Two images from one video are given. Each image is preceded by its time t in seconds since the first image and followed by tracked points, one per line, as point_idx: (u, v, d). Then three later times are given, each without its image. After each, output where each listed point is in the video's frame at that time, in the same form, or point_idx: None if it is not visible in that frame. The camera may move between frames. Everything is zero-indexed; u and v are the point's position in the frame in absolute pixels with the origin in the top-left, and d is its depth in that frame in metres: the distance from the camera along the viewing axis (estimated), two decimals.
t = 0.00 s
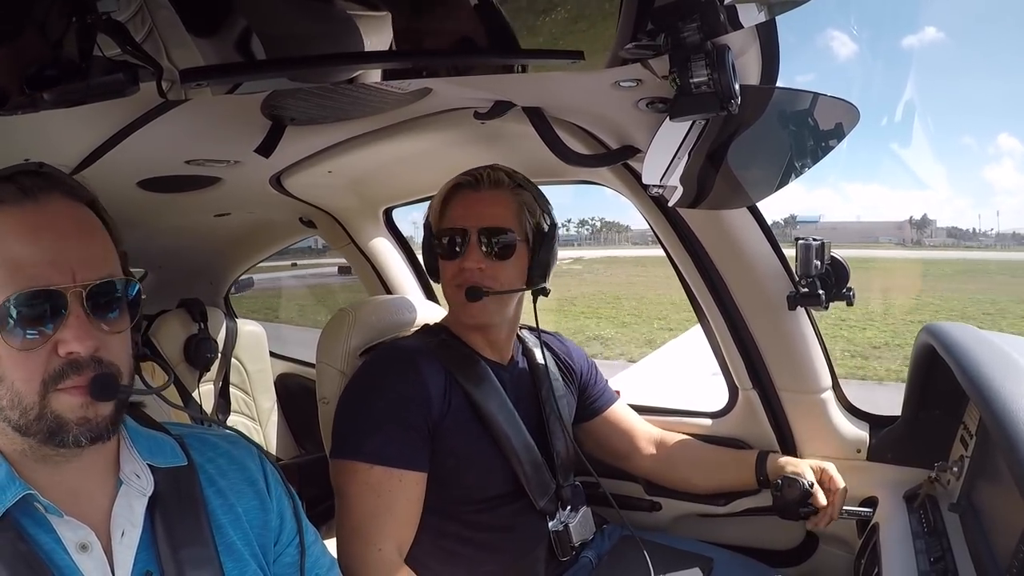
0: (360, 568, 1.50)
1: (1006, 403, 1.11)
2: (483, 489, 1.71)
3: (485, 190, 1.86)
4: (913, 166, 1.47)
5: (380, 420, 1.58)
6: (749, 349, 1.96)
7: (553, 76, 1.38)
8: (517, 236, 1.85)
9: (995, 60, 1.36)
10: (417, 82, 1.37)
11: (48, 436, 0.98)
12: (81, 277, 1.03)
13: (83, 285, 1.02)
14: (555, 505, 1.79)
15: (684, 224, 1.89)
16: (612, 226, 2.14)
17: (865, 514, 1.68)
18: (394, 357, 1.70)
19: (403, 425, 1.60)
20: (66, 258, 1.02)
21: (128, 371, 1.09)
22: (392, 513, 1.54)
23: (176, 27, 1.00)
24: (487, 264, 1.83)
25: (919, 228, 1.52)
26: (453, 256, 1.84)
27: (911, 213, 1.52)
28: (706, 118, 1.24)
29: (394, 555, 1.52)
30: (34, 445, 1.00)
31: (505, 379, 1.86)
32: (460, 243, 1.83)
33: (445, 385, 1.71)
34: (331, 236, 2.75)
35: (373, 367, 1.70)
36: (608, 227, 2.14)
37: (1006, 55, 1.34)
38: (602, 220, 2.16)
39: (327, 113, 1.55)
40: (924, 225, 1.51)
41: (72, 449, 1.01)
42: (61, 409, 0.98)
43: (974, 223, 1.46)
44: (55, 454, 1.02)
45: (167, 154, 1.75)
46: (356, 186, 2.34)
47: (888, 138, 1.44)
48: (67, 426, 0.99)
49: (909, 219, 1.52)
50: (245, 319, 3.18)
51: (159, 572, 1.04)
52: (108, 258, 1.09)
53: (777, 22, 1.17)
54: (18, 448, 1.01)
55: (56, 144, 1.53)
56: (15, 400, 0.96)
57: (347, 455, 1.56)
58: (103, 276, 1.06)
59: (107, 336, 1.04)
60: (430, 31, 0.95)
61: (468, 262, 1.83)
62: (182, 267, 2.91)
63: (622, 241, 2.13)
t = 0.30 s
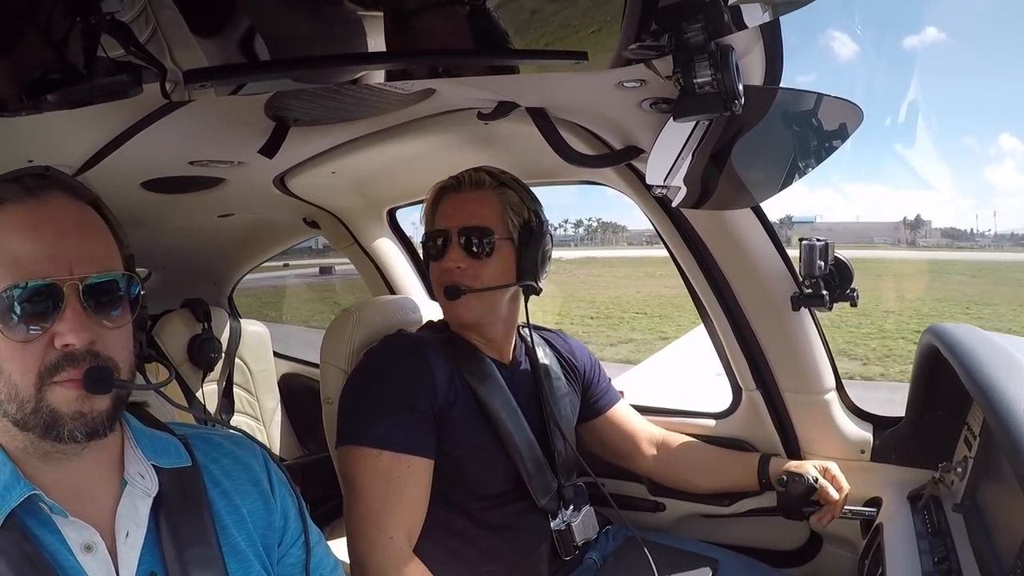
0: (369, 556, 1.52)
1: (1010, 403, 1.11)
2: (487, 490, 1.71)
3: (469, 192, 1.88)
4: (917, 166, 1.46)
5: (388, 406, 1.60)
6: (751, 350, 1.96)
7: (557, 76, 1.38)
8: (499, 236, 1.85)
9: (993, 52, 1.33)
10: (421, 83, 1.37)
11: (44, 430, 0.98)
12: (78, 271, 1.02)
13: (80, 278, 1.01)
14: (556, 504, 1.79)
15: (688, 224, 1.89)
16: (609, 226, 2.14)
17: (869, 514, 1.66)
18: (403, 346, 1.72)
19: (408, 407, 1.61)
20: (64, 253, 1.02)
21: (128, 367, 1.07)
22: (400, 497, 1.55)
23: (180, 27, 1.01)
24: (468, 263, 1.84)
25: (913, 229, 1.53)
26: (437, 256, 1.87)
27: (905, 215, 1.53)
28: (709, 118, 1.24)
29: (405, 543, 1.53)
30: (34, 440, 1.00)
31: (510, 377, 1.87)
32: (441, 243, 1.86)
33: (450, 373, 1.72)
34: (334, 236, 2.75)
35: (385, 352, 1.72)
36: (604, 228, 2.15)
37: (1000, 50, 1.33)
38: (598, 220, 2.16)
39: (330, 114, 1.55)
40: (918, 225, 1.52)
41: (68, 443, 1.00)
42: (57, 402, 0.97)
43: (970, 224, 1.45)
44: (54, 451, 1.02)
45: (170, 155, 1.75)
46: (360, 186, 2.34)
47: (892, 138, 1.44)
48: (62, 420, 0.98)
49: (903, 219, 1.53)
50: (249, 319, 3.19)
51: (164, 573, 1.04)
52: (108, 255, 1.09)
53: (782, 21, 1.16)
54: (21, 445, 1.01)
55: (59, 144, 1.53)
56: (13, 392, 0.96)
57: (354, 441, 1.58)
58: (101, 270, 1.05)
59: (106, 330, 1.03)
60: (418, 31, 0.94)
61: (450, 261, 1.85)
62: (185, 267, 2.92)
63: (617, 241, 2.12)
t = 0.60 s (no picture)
0: (372, 557, 1.52)
1: (1013, 404, 1.11)
2: (491, 490, 1.71)
3: (474, 192, 1.88)
4: (920, 169, 1.47)
5: (393, 406, 1.60)
6: (754, 351, 1.96)
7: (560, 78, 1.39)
8: (505, 236, 1.85)
9: (994, 52, 1.32)
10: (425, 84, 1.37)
11: (53, 427, 0.98)
12: (91, 271, 1.02)
13: (92, 277, 1.01)
14: (559, 505, 1.80)
15: (691, 226, 1.89)
16: (604, 226, 2.16)
17: (872, 515, 1.67)
18: (407, 348, 1.72)
19: (412, 407, 1.61)
20: (77, 251, 1.02)
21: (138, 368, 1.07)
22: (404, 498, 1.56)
23: (184, 29, 1.00)
24: (473, 263, 1.85)
25: (907, 230, 1.54)
26: (443, 256, 1.87)
27: (899, 216, 1.54)
28: (713, 119, 1.25)
29: (408, 544, 1.54)
30: (42, 438, 1.00)
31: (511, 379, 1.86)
32: (446, 244, 1.86)
33: (453, 372, 1.72)
34: (336, 236, 2.74)
35: (390, 352, 1.72)
36: (600, 228, 2.17)
37: (1002, 52, 1.31)
38: (595, 220, 2.18)
39: (334, 114, 1.55)
40: (912, 227, 1.53)
41: (76, 441, 1.00)
42: (67, 401, 0.97)
43: (967, 227, 1.47)
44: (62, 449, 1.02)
45: (174, 156, 1.75)
46: (363, 187, 2.34)
47: (896, 139, 1.44)
48: (71, 418, 0.98)
49: (896, 221, 1.54)
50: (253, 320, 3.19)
51: (168, 574, 1.04)
52: (118, 256, 1.09)
53: (786, 23, 1.16)
54: (27, 443, 1.01)
55: (63, 145, 1.53)
56: (24, 389, 0.96)
57: (359, 441, 1.58)
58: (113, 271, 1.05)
59: (117, 330, 1.03)
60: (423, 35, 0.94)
61: (456, 262, 1.86)
62: (188, 268, 2.92)
63: (611, 241, 2.14)
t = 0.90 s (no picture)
0: (366, 556, 1.53)
1: (1013, 403, 1.11)
2: (493, 488, 1.71)
3: (512, 190, 1.87)
4: (923, 169, 1.46)
5: (392, 421, 1.61)
6: (755, 349, 1.96)
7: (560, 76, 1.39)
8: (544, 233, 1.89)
9: (995, 48, 1.30)
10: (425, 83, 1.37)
11: (51, 422, 0.97)
12: (87, 265, 1.02)
13: (89, 271, 1.01)
14: (562, 505, 1.80)
15: (692, 225, 1.89)
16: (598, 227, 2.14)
17: (871, 514, 1.67)
18: (409, 359, 1.71)
19: (411, 420, 1.62)
20: (72, 247, 1.02)
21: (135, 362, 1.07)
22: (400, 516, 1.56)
23: (185, 27, 1.00)
24: (524, 263, 1.85)
25: (899, 229, 1.53)
26: (491, 256, 1.83)
27: (890, 214, 1.53)
28: (714, 117, 1.25)
29: (404, 555, 1.53)
30: (41, 435, 1.00)
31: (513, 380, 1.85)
32: (496, 243, 1.83)
33: (457, 381, 1.72)
34: (338, 234, 2.75)
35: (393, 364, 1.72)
36: (595, 228, 2.15)
37: (1006, 47, 1.30)
38: (590, 220, 2.16)
39: (335, 112, 1.55)
40: (903, 225, 1.53)
41: (75, 436, 0.99)
42: (64, 394, 0.97)
43: (963, 224, 1.47)
44: (61, 446, 1.02)
45: (175, 154, 1.75)
46: (364, 186, 2.34)
47: (898, 137, 1.44)
48: (68, 412, 0.97)
49: (889, 219, 1.54)
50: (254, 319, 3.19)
51: (169, 572, 1.04)
52: (116, 252, 1.09)
53: (786, 22, 1.16)
54: (26, 441, 1.01)
55: (63, 144, 1.53)
56: (21, 384, 0.96)
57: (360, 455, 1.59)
58: (110, 264, 1.05)
59: (114, 324, 1.02)
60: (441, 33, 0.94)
61: (508, 261, 1.83)
62: (188, 267, 2.92)
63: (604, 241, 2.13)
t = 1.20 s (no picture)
0: (375, 556, 1.56)
1: (1012, 403, 1.11)
2: (492, 489, 1.72)
3: (533, 191, 1.91)
4: (924, 170, 1.46)
5: (390, 446, 1.59)
6: (754, 349, 1.96)
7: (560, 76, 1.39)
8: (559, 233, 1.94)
9: (997, 46, 1.29)
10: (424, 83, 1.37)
11: (44, 426, 0.97)
12: (78, 267, 1.02)
13: (79, 273, 1.01)
14: (564, 508, 1.80)
15: (692, 225, 1.90)
16: (594, 227, 2.15)
17: (871, 514, 1.66)
18: (400, 378, 1.70)
19: (411, 446, 1.60)
20: (63, 247, 1.02)
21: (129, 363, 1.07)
22: (400, 539, 1.57)
23: (186, 27, 1.01)
24: (552, 262, 1.88)
25: (891, 229, 1.56)
26: (526, 254, 1.83)
27: (881, 216, 1.55)
28: (714, 118, 1.25)
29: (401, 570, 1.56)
30: (37, 437, 1.00)
31: (512, 383, 1.86)
32: (531, 241, 1.84)
33: (456, 399, 1.71)
34: (338, 234, 2.74)
35: (384, 388, 1.70)
36: (591, 228, 2.15)
37: (1003, 45, 1.28)
38: (585, 220, 2.17)
39: (334, 113, 1.55)
40: (894, 226, 1.55)
41: (69, 440, 1.00)
42: (57, 399, 0.97)
43: (958, 225, 1.47)
44: (59, 447, 1.02)
45: (174, 155, 1.75)
46: (364, 186, 2.34)
47: (897, 138, 1.44)
48: (61, 416, 0.97)
49: (880, 220, 1.56)
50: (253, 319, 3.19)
51: (167, 573, 1.04)
52: (108, 252, 1.09)
53: (786, 22, 1.17)
54: (24, 443, 1.01)
55: (62, 144, 1.53)
56: (14, 388, 0.96)
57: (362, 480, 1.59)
58: (102, 266, 1.05)
59: (106, 326, 1.02)
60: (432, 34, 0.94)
61: (542, 260, 1.85)
62: (188, 267, 2.92)
63: (600, 241, 2.13)
